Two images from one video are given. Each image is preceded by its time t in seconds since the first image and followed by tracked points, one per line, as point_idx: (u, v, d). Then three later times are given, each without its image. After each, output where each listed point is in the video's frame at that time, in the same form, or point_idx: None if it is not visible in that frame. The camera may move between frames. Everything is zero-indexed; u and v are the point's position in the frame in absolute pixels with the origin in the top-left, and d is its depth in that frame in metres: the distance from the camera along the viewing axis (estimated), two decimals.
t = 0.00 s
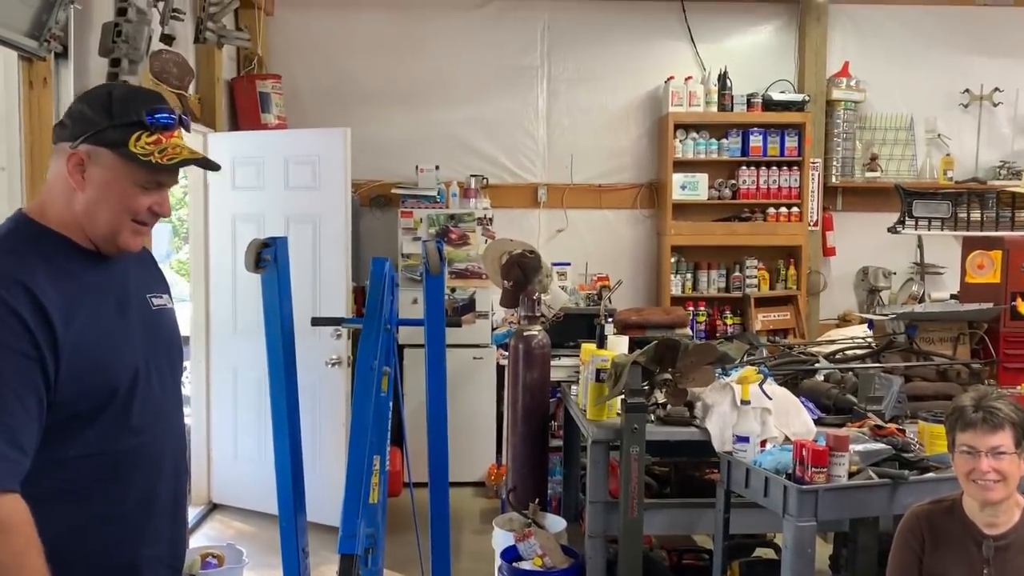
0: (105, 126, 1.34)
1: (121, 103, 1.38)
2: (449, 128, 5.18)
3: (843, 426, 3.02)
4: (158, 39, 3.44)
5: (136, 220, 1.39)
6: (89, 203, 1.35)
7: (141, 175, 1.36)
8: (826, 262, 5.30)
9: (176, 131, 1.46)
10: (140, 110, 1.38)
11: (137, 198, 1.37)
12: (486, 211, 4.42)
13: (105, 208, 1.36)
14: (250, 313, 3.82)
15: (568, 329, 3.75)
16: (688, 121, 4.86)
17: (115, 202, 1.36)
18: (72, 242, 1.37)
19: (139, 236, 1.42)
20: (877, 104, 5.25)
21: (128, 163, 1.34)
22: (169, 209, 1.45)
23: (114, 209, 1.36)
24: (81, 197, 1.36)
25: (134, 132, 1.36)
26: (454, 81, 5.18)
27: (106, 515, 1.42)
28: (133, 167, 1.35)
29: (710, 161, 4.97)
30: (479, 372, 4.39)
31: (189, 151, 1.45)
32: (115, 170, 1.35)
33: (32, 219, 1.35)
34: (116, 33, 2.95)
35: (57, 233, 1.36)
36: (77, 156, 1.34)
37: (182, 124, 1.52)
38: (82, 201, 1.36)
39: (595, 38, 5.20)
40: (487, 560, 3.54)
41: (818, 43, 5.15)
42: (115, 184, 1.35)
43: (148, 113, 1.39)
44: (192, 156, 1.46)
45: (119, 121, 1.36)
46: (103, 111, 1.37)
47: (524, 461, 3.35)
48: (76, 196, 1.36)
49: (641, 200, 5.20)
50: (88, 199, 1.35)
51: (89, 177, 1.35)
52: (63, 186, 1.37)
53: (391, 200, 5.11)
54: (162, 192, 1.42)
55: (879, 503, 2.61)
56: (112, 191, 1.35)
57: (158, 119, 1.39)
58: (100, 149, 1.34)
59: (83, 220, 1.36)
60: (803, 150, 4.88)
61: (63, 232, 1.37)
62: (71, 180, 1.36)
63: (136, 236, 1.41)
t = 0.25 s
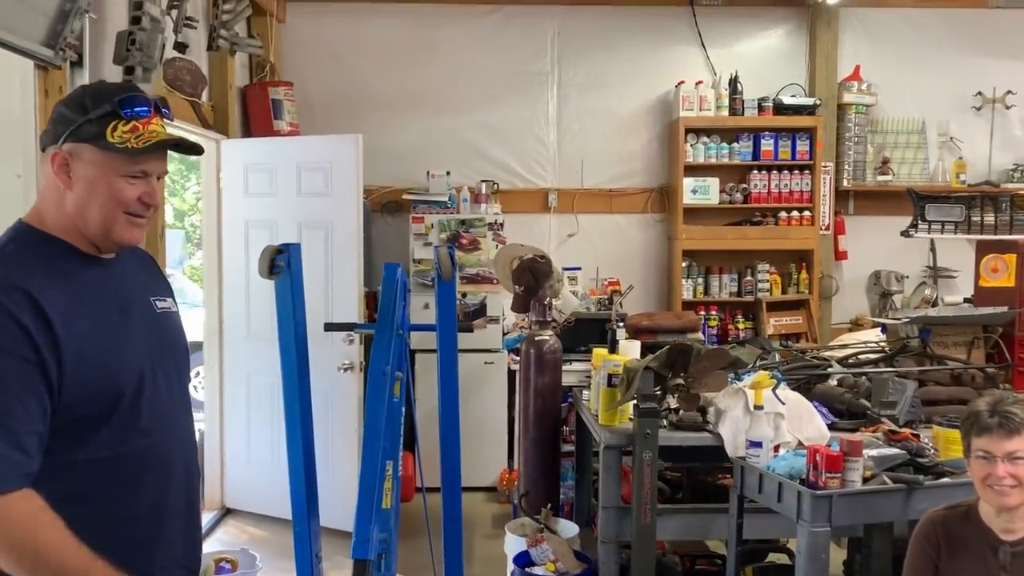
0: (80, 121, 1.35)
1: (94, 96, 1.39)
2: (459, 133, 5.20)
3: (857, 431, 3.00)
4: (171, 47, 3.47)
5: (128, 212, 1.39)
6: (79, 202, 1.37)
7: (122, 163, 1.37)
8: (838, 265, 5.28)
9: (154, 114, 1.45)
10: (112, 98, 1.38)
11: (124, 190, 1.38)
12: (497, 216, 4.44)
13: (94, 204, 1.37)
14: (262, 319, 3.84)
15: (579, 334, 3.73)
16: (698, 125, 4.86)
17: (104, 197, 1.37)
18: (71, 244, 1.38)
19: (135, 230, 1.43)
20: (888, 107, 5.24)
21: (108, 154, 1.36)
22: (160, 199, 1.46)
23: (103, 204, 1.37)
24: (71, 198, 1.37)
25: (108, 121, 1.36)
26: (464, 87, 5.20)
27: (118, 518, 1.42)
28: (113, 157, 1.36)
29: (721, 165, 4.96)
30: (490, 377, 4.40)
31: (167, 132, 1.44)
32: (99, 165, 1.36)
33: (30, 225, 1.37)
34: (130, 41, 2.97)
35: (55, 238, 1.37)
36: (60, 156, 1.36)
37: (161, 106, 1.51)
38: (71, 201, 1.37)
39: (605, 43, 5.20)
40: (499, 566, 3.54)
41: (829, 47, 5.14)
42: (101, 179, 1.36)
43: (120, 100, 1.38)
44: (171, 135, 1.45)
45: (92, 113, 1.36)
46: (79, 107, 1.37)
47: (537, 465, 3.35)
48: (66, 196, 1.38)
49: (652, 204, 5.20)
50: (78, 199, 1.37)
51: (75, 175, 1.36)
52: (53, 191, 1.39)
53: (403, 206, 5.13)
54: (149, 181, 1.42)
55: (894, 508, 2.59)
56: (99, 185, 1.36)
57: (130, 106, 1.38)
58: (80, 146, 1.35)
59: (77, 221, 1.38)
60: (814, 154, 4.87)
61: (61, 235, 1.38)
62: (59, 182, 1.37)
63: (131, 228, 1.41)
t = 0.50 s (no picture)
0: (83, 125, 1.38)
1: (96, 99, 1.41)
2: (477, 139, 5.21)
3: (880, 436, 2.98)
4: (193, 54, 3.51)
5: (136, 210, 1.40)
6: (87, 204, 1.38)
7: (125, 161, 1.39)
8: (859, 269, 5.25)
9: (156, 111, 1.46)
10: (111, 99, 1.40)
11: (129, 187, 1.39)
12: (515, 221, 4.45)
13: (102, 204, 1.38)
14: (283, 324, 3.88)
15: (599, 339, 3.75)
16: (717, 129, 4.85)
17: (112, 196, 1.38)
18: (84, 248, 1.40)
19: (146, 229, 1.44)
20: (909, 110, 5.20)
21: (111, 153, 1.37)
22: (168, 196, 1.47)
23: (111, 204, 1.38)
24: (80, 201, 1.39)
25: (108, 122, 1.38)
26: (481, 92, 5.21)
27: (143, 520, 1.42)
28: (116, 156, 1.38)
29: (741, 169, 4.94)
30: (509, 382, 4.41)
31: (169, 128, 1.45)
32: (103, 165, 1.38)
33: (43, 231, 1.38)
34: (153, 49, 3.00)
35: (68, 243, 1.39)
36: (67, 161, 1.38)
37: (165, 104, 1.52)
38: (81, 204, 1.39)
39: (623, 47, 5.21)
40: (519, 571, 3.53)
41: (848, 50, 5.12)
42: (105, 178, 1.37)
43: (120, 99, 1.40)
44: (173, 130, 1.46)
45: (93, 116, 1.39)
46: (83, 112, 1.40)
47: (555, 471, 3.34)
48: (75, 200, 1.39)
49: (671, 209, 5.19)
50: (86, 201, 1.38)
51: (82, 178, 1.38)
52: (62, 197, 1.40)
53: (421, 211, 5.14)
54: (154, 179, 1.43)
55: (918, 514, 2.56)
56: (105, 185, 1.37)
57: (129, 105, 1.40)
58: (84, 148, 1.37)
59: (87, 223, 1.39)
60: (835, 158, 4.84)
61: (73, 240, 1.39)
62: (67, 187, 1.39)
63: (141, 227, 1.42)
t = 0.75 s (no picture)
0: (101, 131, 1.42)
1: (110, 104, 1.45)
2: (502, 146, 5.21)
3: (915, 445, 2.92)
4: (223, 63, 3.54)
5: (160, 211, 1.43)
6: (112, 208, 1.41)
7: (144, 162, 1.41)
8: (890, 276, 5.19)
9: (168, 109, 1.49)
10: (125, 101, 1.43)
11: (151, 188, 1.42)
12: (541, 227, 4.46)
13: (125, 206, 1.41)
14: (311, 330, 3.93)
15: (626, 347, 3.71)
16: (745, 135, 4.82)
17: (135, 198, 1.40)
18: (113, 253, 1.42)
19: (171, 229, 1.47)
20: (941, 115, 5.14)
21: (131, 155, 1.41)
22: (190, 194, 1.49)
23: (135, 206, 1.40)
24: (104, 206, 1.42)
25: (124, 125, 1.41)
26: (506, 99, 5.21)
27: (183, 527, 1.38)
28: (135, 157, 1.41)
29: (769, 175, 4.90)
30: (536, 389, 4.41)
31: (183, 125, 1.48)
32: (124, 169, 1.40)
33: (72, 238, 1.41)
34: (184, 59, 3.02)
35: (98, 249, 1.41)
36: (89, 169, 1.42)
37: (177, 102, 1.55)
38: (106, 210, 1.41)
39: (649, 53, 5.19)
40: None
41: (879, 54, 5.07)
42: (127, 181, 1.40)
43: (132, 101, 1.43)
44: (187, 126, 1.49)
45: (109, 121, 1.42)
46: (99, 119, 1.44)
47: (583, 479, 3.31)
48: (100, 206, 1.42)
49: (699, 215, 5.16)
50: (110, 205, 1.41)
51: (104, 184, 1.41)
52: (86, 204, 1.43)
53: (447, 218, 5.16)
54: (174, 178, 1.46)
55: (955, 526, 2.46)
56: (128, 188, 1.40)
57: (141, 106, 1.43)
58: (105, 154, 1.41)
59: (113, 227, 1.41)
60: (865, 163, 4.79)
61: (102, 245, 1.42)
62: (91, 194, 1.42)
63: (166, 227, 1.45)
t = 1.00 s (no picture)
0: (113, 136, 1.46)
1: (121, 109, 1.49)
2: (522, 152, 5.22)
3: (939, 455, 2.88)
4: (246, 69, 3.57)
5: (175, 211, 1.47)
6: (128, 211, 1.44)
7: (157, 163, 1.45)
8: (913, 283, 5.15)
9: (178, 110, 1.53)
10: (134, 105, 1.47)
11: (164, 189, 1.45)
12: (560, 233, 4.46)
13: (140, 209, 1.44)
14: (331, 335, 3.96)
15: (645, 353, 3.70)
16: (766, 141, 4.80)
17: (149, 199, 1.44)
18: (133, 256, 1.47)
19: (187, 228, 1.51)
20: (965, 121, 5.10)
21: (143, 157, 1.44)
22: (205, 193, 1.52)
23: (150, 208, 1.44)
24: (120, 210, 1.46)
25: (135, 128, 1.45)
26: (525, 105, 5.22)
27: (199, 525, 1.44)
28: (146, 160, 1.44)
29: (790, 181, 4.88)
30: (556, 395, 4.41)
31: (193, 125, 1.52)
32: (138, 171, 1.44)
33: (92, 243, 1.46)
34: (207, 65, 3.04)
35: (118, 252, 1.46)
36: (104, 175, 1.45)
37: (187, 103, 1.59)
38: (122, 214, 1.45)
39: (669, 58, 5.18)
40: None
41: (902, 59, 5.03)
42: (140, 183, 1.43)
43: (141, 104, 1.47)
44: (196, 125, 1.52)
45: (120, 126, 1.46)
46: (111, 124, 1.49)
47: (603, 486, 3.29)
48: (116, 210, 1.46)
49: (719, 221, 5.14)
50: (126, 208, 1.45)
51: (119, 188, 1.45)
52: (104, 209, 1.48)
53: (466, 223, 5.17)
54: (187, 178, 1.49)
55: (980, 537, 2.40)
56: (142, 190, 1.43)
57: (151, 110, 1.47)
58: (118, 158, 1.45)
59: (130, 230, 1.46)
60: (887, 169, 4.76)
61: (121, 248, 1.47)
62: (107, 199, 1.46)
63: (182, 227, 1.49)
